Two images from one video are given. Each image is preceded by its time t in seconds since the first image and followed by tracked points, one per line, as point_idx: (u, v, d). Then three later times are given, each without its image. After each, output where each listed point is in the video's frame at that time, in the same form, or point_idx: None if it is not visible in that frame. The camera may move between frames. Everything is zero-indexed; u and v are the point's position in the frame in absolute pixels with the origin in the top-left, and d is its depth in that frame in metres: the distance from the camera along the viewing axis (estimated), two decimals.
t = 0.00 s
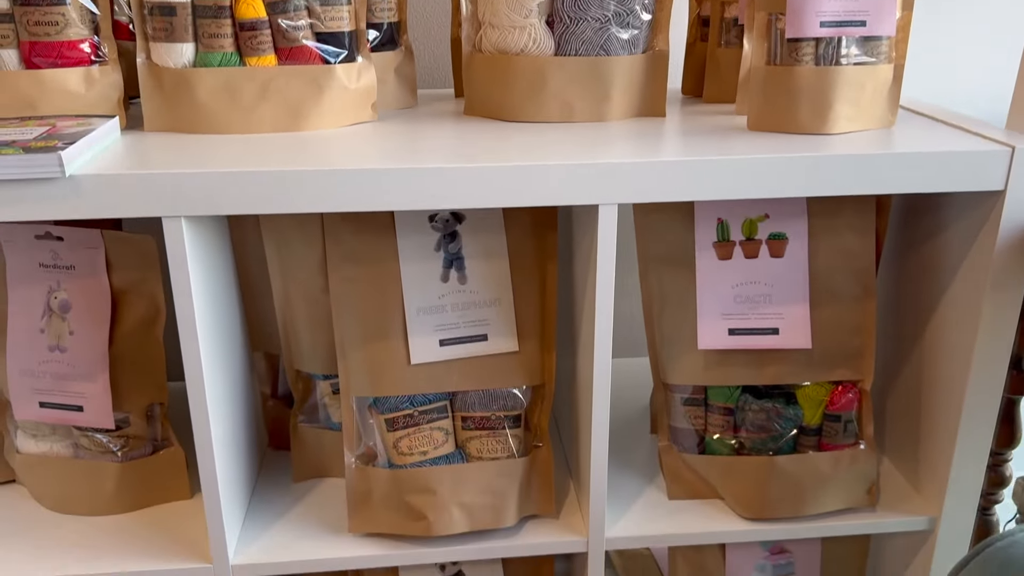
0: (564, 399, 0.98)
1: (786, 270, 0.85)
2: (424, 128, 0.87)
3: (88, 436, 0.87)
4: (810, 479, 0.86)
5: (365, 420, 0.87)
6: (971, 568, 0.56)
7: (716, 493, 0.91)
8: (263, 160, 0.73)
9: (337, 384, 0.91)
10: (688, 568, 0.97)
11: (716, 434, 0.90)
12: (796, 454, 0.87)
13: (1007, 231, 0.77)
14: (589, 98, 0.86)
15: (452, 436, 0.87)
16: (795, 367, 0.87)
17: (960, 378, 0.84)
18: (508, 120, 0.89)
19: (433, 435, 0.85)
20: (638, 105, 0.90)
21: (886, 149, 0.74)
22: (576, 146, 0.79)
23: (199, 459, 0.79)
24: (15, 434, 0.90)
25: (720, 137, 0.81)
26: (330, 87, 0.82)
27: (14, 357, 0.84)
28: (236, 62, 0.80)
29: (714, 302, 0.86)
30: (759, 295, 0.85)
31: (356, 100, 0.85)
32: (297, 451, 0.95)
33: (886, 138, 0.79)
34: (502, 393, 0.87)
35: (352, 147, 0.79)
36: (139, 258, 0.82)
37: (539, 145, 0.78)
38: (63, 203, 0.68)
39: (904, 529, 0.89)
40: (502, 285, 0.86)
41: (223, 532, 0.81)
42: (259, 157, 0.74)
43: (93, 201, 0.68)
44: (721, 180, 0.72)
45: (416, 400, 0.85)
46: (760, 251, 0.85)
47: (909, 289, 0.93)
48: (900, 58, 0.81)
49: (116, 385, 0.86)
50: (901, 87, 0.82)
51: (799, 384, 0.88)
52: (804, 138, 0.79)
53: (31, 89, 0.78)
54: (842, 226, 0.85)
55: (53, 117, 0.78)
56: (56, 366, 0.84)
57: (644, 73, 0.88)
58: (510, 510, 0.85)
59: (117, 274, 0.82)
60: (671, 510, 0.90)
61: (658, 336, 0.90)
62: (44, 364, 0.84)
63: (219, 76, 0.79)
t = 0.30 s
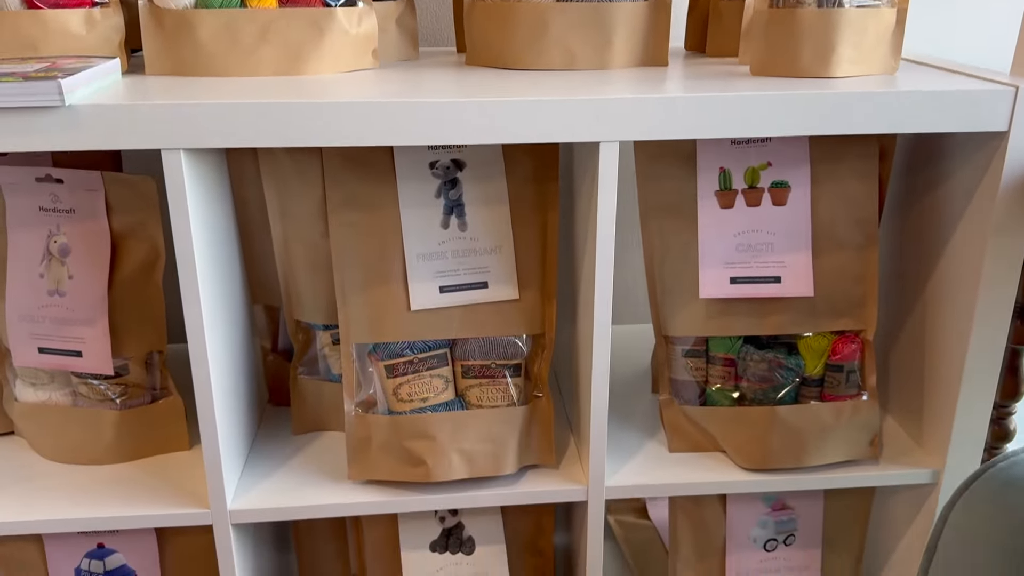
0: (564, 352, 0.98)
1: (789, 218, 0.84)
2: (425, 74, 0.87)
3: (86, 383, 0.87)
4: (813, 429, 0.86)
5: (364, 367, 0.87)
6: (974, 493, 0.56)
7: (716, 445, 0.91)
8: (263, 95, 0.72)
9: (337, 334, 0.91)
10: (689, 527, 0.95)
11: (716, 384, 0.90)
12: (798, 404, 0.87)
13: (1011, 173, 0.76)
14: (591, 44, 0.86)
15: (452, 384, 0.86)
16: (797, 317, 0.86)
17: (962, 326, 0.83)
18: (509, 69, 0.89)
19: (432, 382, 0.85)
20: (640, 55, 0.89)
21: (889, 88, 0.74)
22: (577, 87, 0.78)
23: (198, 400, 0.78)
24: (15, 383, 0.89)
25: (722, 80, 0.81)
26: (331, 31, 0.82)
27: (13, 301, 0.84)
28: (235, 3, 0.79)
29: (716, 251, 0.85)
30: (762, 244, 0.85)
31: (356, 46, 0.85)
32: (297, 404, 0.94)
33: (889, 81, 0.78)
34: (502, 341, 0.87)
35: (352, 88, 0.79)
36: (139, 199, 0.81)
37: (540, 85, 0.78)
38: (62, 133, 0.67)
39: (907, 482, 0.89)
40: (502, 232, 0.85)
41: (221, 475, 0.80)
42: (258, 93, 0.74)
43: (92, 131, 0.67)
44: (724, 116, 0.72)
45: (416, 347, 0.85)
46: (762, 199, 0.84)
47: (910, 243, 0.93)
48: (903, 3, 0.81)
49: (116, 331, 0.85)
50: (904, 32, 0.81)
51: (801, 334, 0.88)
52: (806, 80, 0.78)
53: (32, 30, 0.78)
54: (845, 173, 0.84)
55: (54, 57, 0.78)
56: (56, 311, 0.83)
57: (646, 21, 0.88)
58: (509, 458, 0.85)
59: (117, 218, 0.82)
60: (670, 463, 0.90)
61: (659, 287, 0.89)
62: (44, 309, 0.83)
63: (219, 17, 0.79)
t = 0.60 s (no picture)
0: (567, 324, 0.99)
1: (791, 187, 0.85)
2: (431, 44, 0.88)
3: (96, 348, 0.88)
4: (814, 397, 0.86)
5: (370, 334, 0.88)
6: (972, 437, 0.56)
7: (719, 415, 0.91)
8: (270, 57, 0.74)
9: (343, 303, 0.92)
10: (690, 497, 0.96)
11: (719, 353, 0.91)
12: (799, 373, 0.87)
13: (1011, 139, 0.77)
14: (594, 15, 0.87)
15: (456, 350, 0.87)
16: (799, 286, 0.87)
17: (962, 293, 0.84)
18: (513, 40, 0.90)
19: (437, 348, 0.86)
20: (643, 28, 0.91)
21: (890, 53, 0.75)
22: (581, 53, 0.79)
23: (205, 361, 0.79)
24: (26, 349, 0.91)
25: (724, 48, 0.82)
26: None
27: (24, 266, 0.85)
28: None
29: (719, 220, 0.86)
30: (763, 213, 0.85)
31: (363, 16, 0.87)
32: (304, 373, 0.96)
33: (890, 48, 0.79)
34: (507, 308, 0.88)
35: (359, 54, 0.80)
36: (149, 164, 0.83)
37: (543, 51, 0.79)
38: (74, 92, 0.68)
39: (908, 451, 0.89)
40: (507, 200, 0.86)
41: (229, 437, 0.81)
42: (266, 56, 0.75)
43: (104, 90, 0.69)
44: (726, 80, 0.73)
45: (421, 313, 0.87)
46: (764, 169, 0.85)
47: (912, 216, 0.93)
48: None
49: (125, 295, 0.87)
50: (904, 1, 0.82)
51: (802, 304, 0.89)
52: (808, 47, 0.79)
53: None
54: (846, 143, 0.85)
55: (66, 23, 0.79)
56: (67, 276, 0.85)
57: None
58: (512, 423, 0.86)
59: (127, 183, 0.83)
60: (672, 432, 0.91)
61: (661, 256, 0.89)
62: (55, 274, 0.85)
63: None
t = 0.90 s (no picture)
0: (577, 300, 1.01)
1: (798, 162, 0.86)
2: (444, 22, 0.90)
3: (116, 318, 0.90)
4: (820, 369, 0.88)
5: (383, 306, 0.90)
6: (970, 393, 0.57)
7: (726, 389, 0.93)
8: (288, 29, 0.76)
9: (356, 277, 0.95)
10: (697, 470, 0.97)
11: (726, 327, 0.92)
12: (804, 346, 0.89)
13: (1015, 113, 0.78)
14: None
15: (467, 322, 0.89)
16: (805, 261, 0.89)
17: (967, 267, 0.85)
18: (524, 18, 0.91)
19: (448, 319, 0.88)
20: (653, 6, 0.92)
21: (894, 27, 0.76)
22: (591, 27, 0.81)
23: (223, 327, 0.81)
24: (48, 320, 0.93)
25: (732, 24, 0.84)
26: None
27: (46, 237, 0.87)
28: None
29: (726, 195, 0.87)
30: (770, 188, 0.87)
31: None
32: (319, 346, 0.98)
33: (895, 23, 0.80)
34: (517, 281, 0.90)
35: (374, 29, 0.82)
36: (169, 136, 0.84)
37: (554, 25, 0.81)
38: (98, 60, 0.71)
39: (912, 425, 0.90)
40: (518, 174, 0.87)
41: (245, 403, 0.83)
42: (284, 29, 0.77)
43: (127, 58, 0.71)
44: (732, 53, 0.74)
45: (433, 285, 0.89)
46: (771, 144, 0.86)
47: (917, 195, 0.94)
48: None
49: (144, 266, 0.89)
50: None
51: (808, 278, 0.90)
52: (814, 22, 0.80)
53: None
54: (852, 119, 0.86)
55: None
56: (88, 247, 0.87)
57: None
58: (522, 393, 0.88)
59: (148, 155, 0.85)
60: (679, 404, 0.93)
61: (670, 233, 0.90)
62: (76, 244, 0.87)
63: None
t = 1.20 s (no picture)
0: (591, 279, 1.02)
1: (812, 140, 0.87)
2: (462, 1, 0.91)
3: (140, 292, 0.92)
4: (831, 346, 0.89)
5: (401, 281, 0.91)
6: (980, 353, 0.58)
7: (739, 366, 0.94)
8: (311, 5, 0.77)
9: (374, 253, 0.96)
10: (708, 446, 0.98)
11: (739, 304, 0.93)
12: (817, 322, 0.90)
13: None
14: None
15: (483, 297, 0.91)
16: (818, 239, 0.89)
17: (979, 244, 0.86)
18: None
19: (465, 293, 0.89)
20: None
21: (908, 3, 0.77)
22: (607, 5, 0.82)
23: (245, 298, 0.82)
24: (73, 294, 0.95)
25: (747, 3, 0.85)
26: None
27: (73, 211, 0.89)
28: None
29: (740, 173, 0.88)
30: (784, 166, 0.87)
31: None
32: (338, 322, 1.00)
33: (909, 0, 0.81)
34: (533, 257, 0.91)
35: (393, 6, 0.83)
36: (195, 113, 0.86)
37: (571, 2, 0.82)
38: (127, 34, 0.72)
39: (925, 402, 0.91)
40: (534, 151, 0.88)
41: (267, 373, 0.85)
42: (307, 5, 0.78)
43: (155, 33, 0.73)
44: (748, 29, 0.75)
45: (450, 261, 0.90)
46: (786, 123, 0.87)
47: (930, 175, 0.95)
48: None
49: (168, 241, 0.91)
50: None
51: (820, 256, 0.91)
52: None
53: None
54: (866, 97, 0.87)
55: None
56: (113, 221, 0.89)
57: None
58: (537, 366, 0.89)
59: (172, 131, 0.87)
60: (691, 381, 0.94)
61: (684, 211, 0.91)
62: (102, 219, 0.89)
63: None
